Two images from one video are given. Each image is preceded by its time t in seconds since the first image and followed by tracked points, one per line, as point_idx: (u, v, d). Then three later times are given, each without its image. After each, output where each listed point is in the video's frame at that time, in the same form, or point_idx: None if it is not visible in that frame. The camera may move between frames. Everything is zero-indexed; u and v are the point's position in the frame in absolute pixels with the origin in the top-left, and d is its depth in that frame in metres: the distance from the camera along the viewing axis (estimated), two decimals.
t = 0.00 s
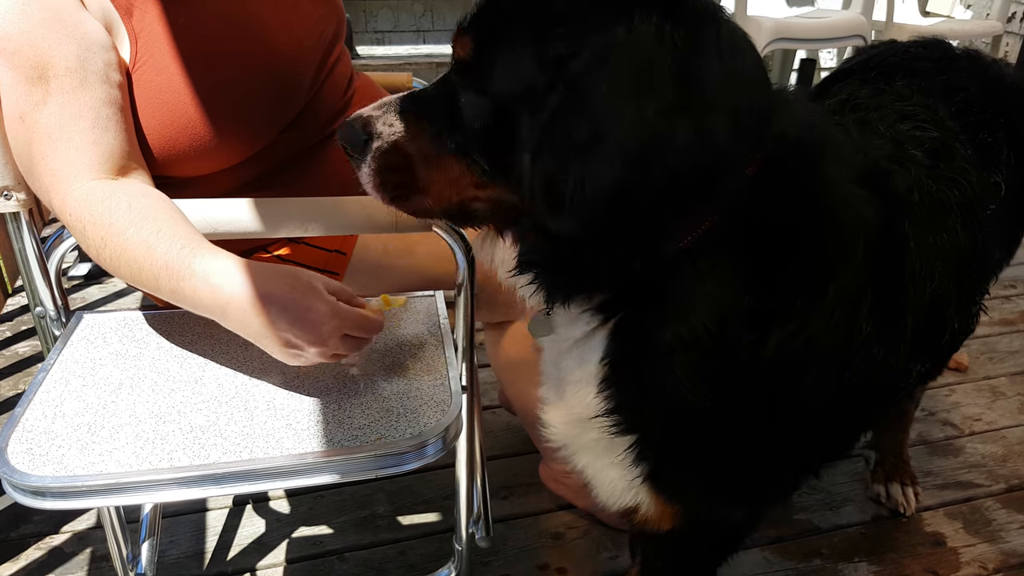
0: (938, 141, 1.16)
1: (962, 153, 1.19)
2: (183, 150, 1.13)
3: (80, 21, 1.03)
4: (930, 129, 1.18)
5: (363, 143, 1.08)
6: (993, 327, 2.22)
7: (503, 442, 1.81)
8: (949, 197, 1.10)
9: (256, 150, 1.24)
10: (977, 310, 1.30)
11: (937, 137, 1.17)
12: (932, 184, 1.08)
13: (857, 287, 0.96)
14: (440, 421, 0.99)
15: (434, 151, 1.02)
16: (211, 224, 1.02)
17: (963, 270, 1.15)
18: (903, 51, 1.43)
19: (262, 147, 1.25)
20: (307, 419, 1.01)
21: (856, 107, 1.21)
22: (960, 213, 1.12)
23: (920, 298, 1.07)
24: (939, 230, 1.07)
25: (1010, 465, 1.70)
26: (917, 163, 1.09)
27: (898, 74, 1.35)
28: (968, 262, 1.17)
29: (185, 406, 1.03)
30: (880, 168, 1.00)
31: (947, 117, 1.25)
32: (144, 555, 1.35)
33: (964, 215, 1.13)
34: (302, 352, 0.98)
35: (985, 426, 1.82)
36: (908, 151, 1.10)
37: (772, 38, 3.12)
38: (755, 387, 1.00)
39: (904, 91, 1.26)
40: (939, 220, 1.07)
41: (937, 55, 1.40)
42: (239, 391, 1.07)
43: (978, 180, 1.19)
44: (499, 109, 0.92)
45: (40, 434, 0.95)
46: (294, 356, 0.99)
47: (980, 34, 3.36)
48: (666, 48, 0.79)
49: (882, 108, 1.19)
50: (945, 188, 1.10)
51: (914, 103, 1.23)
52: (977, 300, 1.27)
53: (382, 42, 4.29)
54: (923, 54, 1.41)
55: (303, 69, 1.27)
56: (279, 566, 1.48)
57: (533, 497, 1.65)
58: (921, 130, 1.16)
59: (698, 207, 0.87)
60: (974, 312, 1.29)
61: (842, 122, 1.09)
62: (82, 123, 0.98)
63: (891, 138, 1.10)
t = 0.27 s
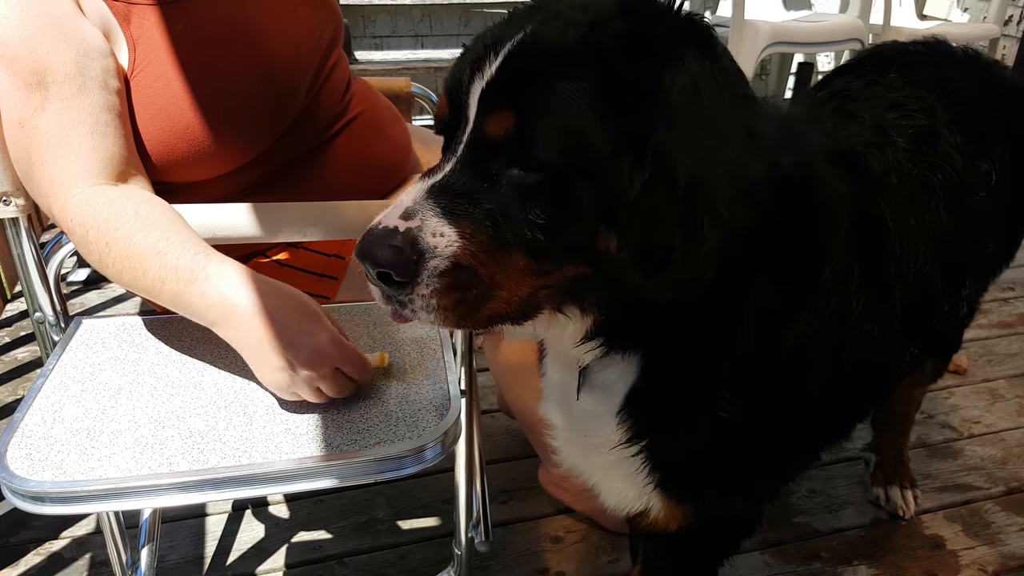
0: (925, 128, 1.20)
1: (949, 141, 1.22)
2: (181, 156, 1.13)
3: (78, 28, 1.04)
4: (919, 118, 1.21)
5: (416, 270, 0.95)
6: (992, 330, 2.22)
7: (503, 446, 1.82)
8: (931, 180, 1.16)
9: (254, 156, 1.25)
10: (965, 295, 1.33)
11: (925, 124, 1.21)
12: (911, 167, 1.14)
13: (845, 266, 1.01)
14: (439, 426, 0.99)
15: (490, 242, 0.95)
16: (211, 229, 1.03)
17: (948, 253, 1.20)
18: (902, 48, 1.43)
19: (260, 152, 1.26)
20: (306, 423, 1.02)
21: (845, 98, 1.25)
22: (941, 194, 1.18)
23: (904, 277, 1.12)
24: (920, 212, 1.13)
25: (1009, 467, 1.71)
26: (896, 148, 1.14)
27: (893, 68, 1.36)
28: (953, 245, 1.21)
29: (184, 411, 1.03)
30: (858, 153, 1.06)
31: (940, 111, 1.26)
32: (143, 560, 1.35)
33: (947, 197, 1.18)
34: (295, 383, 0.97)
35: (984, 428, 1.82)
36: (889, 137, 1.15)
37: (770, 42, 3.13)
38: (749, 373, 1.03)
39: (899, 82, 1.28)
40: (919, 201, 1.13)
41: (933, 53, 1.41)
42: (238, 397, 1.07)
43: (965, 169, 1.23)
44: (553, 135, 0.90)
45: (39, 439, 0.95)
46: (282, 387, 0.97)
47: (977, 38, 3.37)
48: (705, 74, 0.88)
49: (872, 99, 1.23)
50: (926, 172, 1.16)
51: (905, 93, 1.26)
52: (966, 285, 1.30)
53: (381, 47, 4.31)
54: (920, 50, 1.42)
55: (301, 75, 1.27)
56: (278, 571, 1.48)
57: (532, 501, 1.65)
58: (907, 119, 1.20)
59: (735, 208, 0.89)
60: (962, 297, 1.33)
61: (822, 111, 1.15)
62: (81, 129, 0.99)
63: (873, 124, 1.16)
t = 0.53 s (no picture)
0: (906, 125, 1.20)
1: (931, 137, 1.22)
2: (180, 158, 1.14)
3: (77, 30, 1.05)
4: (901, 115, 1.21)
5: (444, 342, 0.91)
6: (990, 331, 2.22)
7: (502, 447, 1.82)
8: (913, 175, 1.16)
9: (252, 157, 1.25)
10: (948, 292, 1.32)
11: (907, 121, 1.21)
12: (892, 162, 1.14)
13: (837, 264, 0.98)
14: (437, 427, 0.99)
15: (519, 305, 0.93)
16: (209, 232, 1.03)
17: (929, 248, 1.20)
18: (892, 48, 1.42)
19: (258, 154, 1.26)
20: (304, 425, 1.02)
21: (830, 95, 1.25)
22: (923, 190, 1.17)
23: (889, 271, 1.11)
24: (903, 207, 1.12)
25: (1008, 468, 1.71)
26: (877, 144, 1.14)
27: (881, 68, 1.35)
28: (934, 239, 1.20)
29: (183, 413, 1.04)
30: (839, 150, 1.06)
31: (924, 108, 1.27)
32: (142, 562, 1.35)
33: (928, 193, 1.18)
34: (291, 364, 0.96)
35: (983, 429, 1.82)
36: (871, 132, 1.15)
37: (769, 44, 3.13)
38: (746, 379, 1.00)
39: (886, 81, 1.28)
40: (901, 197, 1.13)
41: (923, 51, 1.41)
42: (236, 398, 1.07)
43: (948, 164, 1.24)
44: (595, 192, 0.89)
45: (38, 441, 0.95)
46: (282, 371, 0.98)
47: (976, 39, 3.37)
48: (741, 113, 0.90)
49: (855, 96, 1.24)
50: (908, 167, 1.16)
51: (890, 90, 1.26)
52: (948, 282, 1.30)
53: (380, 49, 4.31)
54: (910, 49, 1.41)
55: (299, 76, 1.28)
56: (277, 573, 1.48)
57: (531, 502, 1.65)
58: (889, 116, 1.21)
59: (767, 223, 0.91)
60: (947, 294, 1.32)
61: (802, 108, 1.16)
62: (80, 131, 0.99)
63: (854, 121, 1.16)
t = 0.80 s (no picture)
0: (899, 125, 1.19)
1: (924, 137, 1.21)
2: (181, 158, 1.14)
3: (77, 30, 1.05)
4: (893, 115, 1.20)
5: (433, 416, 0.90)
6: (990, 332, 2.22)
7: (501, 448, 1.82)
8: (907, 174, 1.14)
9: (252, 157, 1.25)
10: (943, 290, 1.31)
11: (899, 121, 1.20)
12: (887, 162, 1.12)
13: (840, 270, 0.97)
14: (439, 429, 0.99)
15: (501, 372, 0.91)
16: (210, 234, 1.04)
17: (925, 247, 1.18)
18: (883, 49, 1.43)
19: (259, 154, 1.26)
20: (304, 428, 1.02)
21: (821, 97, 1.23)
22: (918, 189, 1.15)
23: (888, 271, 1.10)
24: (900, 206, 1.11)
25: (1008, 469, 1.71)
26: (871, 144, 1.12)
27: (871, 68, 1.35)
28: (927, 240, 1.18)
29: (184, 414, 1.04)
30: (836, 151, 1.05)
31: (915, 107, 1.26)
32: (142, 563, 1.35)
33: (923, 192, 1.16)
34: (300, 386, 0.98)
35: (983, 431, 1.82)
36: (863, 134, 1.13)
37: (768, 44, 3.14)
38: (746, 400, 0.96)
39: (876, 81, 1.28)
40: (898, 197, 1.11)
41: (914, 52, 1.41)
42: (237, 399, 1.07)
43: (942, 163, 1.22)
44: (567, 260, 0.86)
45: (38, 442, 0.95)
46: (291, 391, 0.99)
47: (976, 40, 3.37)
48: (721, 162, 0.84)
49: (846, 97, 1.22)
50: (903, 166, 1.14)
51: (881, 91, 1.25)
52: (944, 279, 1.28)
53: (380, 49, 4.31)
54: (901, 50, 1.42)
55: (299, 76, 1.28)
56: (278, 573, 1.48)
57: (531, 503, 1.65)
58: (881, 116, 1.19)
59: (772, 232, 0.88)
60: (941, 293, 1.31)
61: (792, 112, 1.13)
62: (82, 130, 0.99)
63: (847, 123, 1.14)
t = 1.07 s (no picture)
0: (897, 121, 1.19)
1: (922, 133, 1.21)
2: (181, 153, 1.14)
3: (77, 26, 1.05)
4: (891, 111, 1.20)
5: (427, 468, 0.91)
6: (990, 328, 2.22)
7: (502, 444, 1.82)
8: (905, 170, 1.14)
9: (252, 154, 1.25)
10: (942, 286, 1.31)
11: (897, 118, 1.20)
12: (886, 158, 1.12)
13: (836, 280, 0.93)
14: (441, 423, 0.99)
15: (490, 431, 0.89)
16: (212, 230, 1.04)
17: (924, 243, 1.18)
18: (880, 44, 1.43)
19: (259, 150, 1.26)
20: (304, 423, 1.02)
21: (818, 93, 1.23)
22: (916, 185, 1.15)
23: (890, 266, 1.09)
24: (897, 202, 1.10)
25: (1008, 465, 1.71)
26: (869, 140, 1.12)
27: (868, 64, 1.35)
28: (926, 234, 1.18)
29: (186, 409, 1.04)
30: (833, 148, 1.05)
31: (912, 103, 1.25)
32: (145, 558, 1.35)
33: (921, 188, 1.16)
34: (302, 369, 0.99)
35: (983, 427, 1.83)
36: (861, 130, 1.13)
37: (769, 40, 3.13)
38: (742, 420, 0.93)
39: (874, 77, 1.27)
40: (897, 193, 1.11)
41: (913, 48, 1.41)
42: (237, 395, 1.07)
43: (941, 159, 1.22)
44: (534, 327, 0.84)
45: (39, 437, 0.96)
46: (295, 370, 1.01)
47: (978, 36, 3.37)
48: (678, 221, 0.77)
49: (844, 93, 1.22)
50: (902, 163, 1.14)
51: (879, 88, 1.25)
52: (942, 275, 1.28)
53: (380, 46, 4.30)
54: (899, 45, 1.41)
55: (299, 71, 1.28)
56: (279, 569, 1.48)
57: (531, 499, 1.65)
58: (879, 112, 1.19)
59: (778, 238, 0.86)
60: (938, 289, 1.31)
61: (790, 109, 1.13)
62: (82, 126, 0.99)
63: (844, 119, 1.13)
